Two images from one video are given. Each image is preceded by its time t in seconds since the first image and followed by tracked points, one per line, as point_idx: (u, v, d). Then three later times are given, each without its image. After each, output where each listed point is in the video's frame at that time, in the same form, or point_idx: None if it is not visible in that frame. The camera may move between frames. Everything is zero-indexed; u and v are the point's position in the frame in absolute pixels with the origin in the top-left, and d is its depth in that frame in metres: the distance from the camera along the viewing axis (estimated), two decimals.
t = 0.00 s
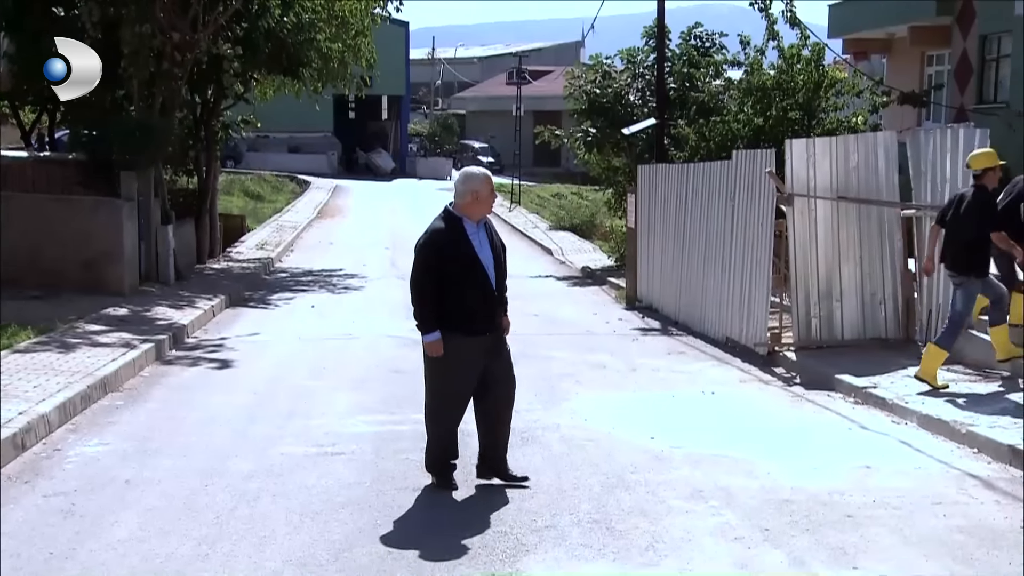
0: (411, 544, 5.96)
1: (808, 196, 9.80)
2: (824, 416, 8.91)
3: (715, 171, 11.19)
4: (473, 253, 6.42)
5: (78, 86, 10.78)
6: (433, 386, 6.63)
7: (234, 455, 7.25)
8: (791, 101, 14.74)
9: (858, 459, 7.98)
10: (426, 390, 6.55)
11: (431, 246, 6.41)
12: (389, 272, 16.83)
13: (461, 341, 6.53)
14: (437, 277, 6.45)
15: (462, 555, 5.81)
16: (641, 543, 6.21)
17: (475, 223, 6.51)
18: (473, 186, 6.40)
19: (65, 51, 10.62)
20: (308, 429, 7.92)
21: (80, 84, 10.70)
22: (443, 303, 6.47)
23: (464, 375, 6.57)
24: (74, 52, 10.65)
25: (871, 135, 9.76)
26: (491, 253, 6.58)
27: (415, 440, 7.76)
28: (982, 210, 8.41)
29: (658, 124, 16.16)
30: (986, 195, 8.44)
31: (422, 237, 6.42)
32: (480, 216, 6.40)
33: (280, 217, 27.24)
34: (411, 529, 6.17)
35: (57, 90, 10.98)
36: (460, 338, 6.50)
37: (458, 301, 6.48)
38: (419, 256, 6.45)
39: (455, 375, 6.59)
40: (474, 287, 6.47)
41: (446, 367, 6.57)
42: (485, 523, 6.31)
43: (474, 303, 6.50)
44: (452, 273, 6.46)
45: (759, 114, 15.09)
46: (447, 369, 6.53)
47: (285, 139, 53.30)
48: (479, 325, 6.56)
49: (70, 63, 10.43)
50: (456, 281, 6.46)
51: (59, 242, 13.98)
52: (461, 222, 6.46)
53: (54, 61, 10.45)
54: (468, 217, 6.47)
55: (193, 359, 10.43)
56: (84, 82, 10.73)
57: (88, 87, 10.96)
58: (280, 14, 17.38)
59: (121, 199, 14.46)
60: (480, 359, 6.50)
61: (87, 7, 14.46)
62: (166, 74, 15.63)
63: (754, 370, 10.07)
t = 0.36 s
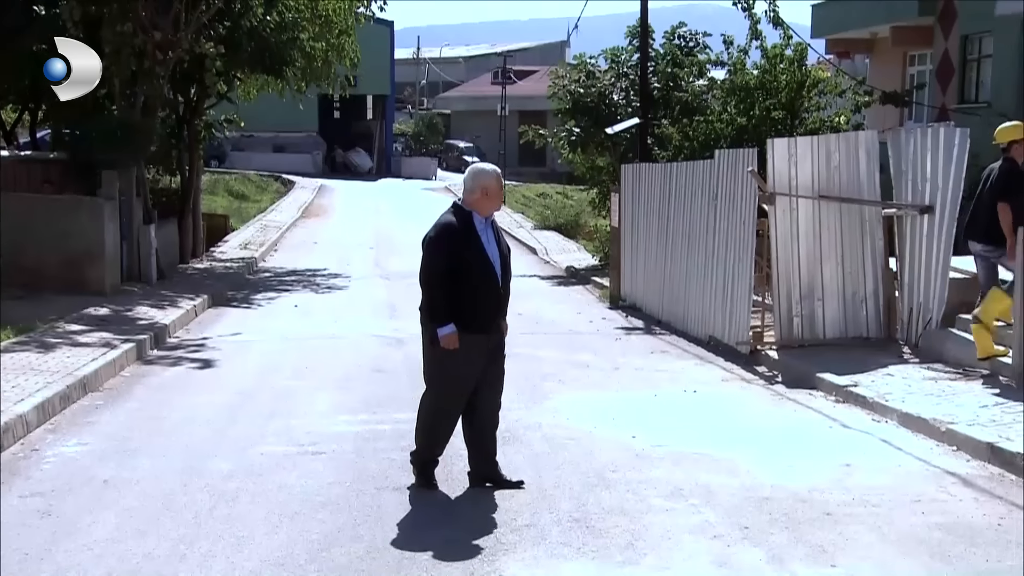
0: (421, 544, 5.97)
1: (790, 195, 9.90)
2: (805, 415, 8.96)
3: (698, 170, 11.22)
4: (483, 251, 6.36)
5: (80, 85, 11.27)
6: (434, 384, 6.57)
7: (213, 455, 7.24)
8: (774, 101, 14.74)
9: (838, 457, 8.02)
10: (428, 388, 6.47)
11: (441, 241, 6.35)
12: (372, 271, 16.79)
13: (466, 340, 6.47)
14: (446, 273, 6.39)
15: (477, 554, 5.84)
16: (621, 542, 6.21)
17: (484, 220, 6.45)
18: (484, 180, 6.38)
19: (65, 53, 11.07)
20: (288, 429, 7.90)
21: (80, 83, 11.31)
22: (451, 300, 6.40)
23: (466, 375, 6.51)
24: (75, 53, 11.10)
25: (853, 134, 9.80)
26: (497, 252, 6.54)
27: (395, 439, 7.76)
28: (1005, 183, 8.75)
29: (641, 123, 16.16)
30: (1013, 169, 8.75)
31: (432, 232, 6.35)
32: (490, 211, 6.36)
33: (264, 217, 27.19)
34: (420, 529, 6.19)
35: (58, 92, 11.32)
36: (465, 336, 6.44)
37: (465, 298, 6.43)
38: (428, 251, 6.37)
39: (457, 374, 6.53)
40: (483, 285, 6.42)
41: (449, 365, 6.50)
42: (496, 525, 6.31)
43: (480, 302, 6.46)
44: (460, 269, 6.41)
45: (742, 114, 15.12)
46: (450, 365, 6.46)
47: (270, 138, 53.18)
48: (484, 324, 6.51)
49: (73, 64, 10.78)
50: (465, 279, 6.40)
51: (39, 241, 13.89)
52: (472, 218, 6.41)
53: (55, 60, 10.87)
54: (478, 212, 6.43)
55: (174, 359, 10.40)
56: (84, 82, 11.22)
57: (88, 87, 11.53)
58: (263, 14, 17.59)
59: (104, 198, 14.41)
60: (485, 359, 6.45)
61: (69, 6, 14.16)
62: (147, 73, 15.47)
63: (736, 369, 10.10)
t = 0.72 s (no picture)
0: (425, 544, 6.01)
1: (768, 194, 9.93)
2: (782, 413, 9.06)
3: (677, 170, 11.30)
4: (485, 246, 6.25)
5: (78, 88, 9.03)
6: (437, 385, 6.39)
7: (191, 454, 7.26)
8: (753, 102, 14.83)
9: (813, 454, 8.10)
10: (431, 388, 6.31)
11: (443, 236, 6.20)
12: (355, 271, 16.82)
13: (468, 338, 6.32)
14: (448, 269, 6.25)
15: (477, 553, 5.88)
16: (597, 539, 6.27)
17: (482, 215, 6.33)
18: (477, 175, 6.28)
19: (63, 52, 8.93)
20: (267, 428, 7.95)
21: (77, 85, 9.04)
22: (452, 297, 6.26)
23: (471, 375, 6.34)
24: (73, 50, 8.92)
25: (829, 134, 9.91)
26: (498, 247, 6.41)
27: (374, 438, 7.81)
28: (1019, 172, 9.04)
29: (622, 123, 16.21)
30: None
31: (433, 226, 6.22)
32: (489, 205, 6.22)
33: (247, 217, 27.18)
34: (422, 530, 6.22)
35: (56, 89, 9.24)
36: (470, 333, 6.29)
37: (467, 295, 6.29)
38: (429, 246, 6.22)
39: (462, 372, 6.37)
40: (486, 280, 6.28)
41: (453, 365, 6.33)
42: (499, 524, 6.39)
43: (482, 298, 6.32)
44: (461, 265, 6.27)
45: (722, 114, 15.18)
46: (451, 364, 6.31)
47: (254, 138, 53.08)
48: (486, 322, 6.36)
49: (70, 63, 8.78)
50: (468, 275, 6.26)
51: (20, 240, 13.92)
52: (472, 213, 6.29)
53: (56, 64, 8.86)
54: (476, 206, 6.31)
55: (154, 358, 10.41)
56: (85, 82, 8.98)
57: (90, 87, 9.23)
58: (244, 13, 17.47)
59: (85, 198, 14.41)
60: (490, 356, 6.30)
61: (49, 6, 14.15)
62: (128, 73, 15.44)
63: (715, 367, 10.19)
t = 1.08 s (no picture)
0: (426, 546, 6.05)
1: (743, 195, 10.10)
2: (755, 410, 9.20)
3: (654, 171, 11.43)
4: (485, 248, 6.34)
5: (79, 85, 11.44)
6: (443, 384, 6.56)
7: (168, 454, 7.34)
8: (729, 103, 14.96)
9: (786, 452, 8.23)
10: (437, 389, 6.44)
11: (443, 238, 6.29)
12: (336, 270, 16.91)
13: (468, 338, 6.44)
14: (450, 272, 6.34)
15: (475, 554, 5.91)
16: (571, 537, 6.35)
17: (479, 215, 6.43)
18: (470, 177, 6.39)
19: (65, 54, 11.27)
20: (245, 427, 8.04)
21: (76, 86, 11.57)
22: (453, 299, 6.36)
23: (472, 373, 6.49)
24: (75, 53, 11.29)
25: (804, 135, 10.05)
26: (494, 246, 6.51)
27: (351, 437, 7.90)
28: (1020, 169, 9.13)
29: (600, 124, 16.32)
30: None
31: (433, 230, 6.29)
32: (487, 207, 6.38)
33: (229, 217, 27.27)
34: (421, 534, 6.24)
35: (58, 90, 11.68)
36: (471, 332, 6.41)
37: (468, 295, 6.40)
38: (430, 249, 6.31)
39: (465, 370, 6.53)
40: (486, 281, 6.39)
41: (456, 363, 6.49)
42: (496, 523, 6.44)
43: (483, 299, 6.44)
44: (460, 266, 6.35)
45: (699, 116, 15.30)
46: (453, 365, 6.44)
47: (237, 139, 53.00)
48: (487, 320, 6.49)
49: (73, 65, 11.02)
50: (469, 277, 6.36)
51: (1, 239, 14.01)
52: (470, 215, 6.37)
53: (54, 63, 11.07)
54: (474, 207, 6.39)
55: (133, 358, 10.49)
56: (84, 81, 11.40)
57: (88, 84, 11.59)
58: (225, 15, 17.60)
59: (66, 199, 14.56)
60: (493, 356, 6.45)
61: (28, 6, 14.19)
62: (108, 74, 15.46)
63: (690, 366, 10.33)
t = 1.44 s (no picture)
0: (441, 549, 6.12)
1: (716, 196, 10.42)
2: (727, 408, 9.42)
3: (629, 172, 11.66)
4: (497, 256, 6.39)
5: (79, 86, 11.00)
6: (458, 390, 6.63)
7: (148, 452, 7.50)
8: (704, 107, 15.25)
9: (755, 448, 8.45)
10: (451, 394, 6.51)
11: (456, 246, 6.31)
12: (318, 271, 17.09)
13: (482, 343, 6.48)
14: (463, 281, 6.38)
15: (490, 559, 5.98)
16: (542, 532, 6.52)
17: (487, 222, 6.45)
18: (476, 184, 6.43)
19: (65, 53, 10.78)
20: (225, 425, 8.22)
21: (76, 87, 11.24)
22: (466, 305, 6.40)
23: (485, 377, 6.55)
24: (73, 51, 10.77)
25: (774, 138, 10.28)
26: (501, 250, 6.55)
27: (329, 435, 8.09)
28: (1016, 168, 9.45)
29: (578, 127, 16.55)
30: None
31: (444, 241, 6.31)
32: (495, 214, 6.42)
33: (213, 219, 27.42)
34: (435, 538, 6.31)
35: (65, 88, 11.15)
36: (484, 338, 6.46)
37: (480, 302, 6.44)
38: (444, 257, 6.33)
39: (479, 375, 6.60)
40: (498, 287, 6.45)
41: (471, 370, 6.55)
42: (507, 527, 6.53)
43: (494, 304, 6.50)
44: (473, 273, 6.38)
45: (674, 119, 15.55)
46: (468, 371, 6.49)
47: (222, 141, 53.07)
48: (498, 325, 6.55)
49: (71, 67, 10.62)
50: (482, 285, 6.41)
51: None
52: (480, 222, 6.39)
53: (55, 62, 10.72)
54: (481, 216, 6.42)
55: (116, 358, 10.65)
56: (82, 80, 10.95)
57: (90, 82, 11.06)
58: (207, 18, 17.79)
59: (50, 200, 14.77)
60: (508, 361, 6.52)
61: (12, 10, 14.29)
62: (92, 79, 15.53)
63: (664, 364, 10.56)
